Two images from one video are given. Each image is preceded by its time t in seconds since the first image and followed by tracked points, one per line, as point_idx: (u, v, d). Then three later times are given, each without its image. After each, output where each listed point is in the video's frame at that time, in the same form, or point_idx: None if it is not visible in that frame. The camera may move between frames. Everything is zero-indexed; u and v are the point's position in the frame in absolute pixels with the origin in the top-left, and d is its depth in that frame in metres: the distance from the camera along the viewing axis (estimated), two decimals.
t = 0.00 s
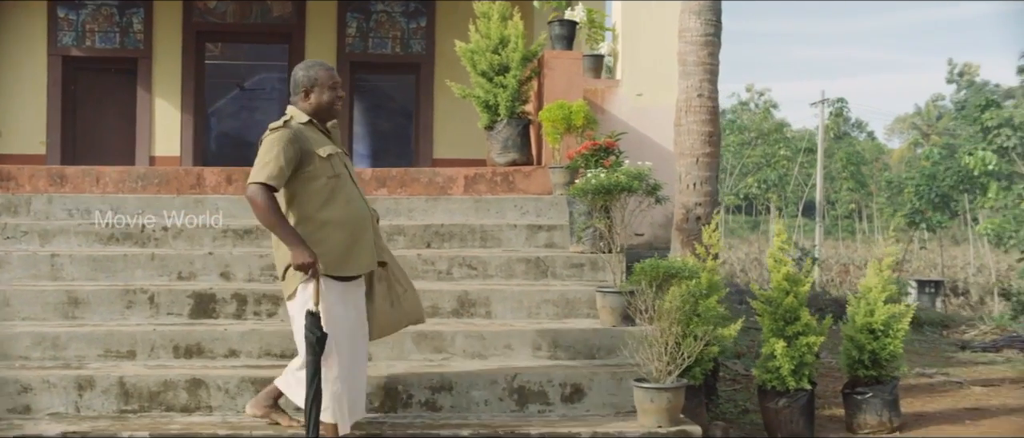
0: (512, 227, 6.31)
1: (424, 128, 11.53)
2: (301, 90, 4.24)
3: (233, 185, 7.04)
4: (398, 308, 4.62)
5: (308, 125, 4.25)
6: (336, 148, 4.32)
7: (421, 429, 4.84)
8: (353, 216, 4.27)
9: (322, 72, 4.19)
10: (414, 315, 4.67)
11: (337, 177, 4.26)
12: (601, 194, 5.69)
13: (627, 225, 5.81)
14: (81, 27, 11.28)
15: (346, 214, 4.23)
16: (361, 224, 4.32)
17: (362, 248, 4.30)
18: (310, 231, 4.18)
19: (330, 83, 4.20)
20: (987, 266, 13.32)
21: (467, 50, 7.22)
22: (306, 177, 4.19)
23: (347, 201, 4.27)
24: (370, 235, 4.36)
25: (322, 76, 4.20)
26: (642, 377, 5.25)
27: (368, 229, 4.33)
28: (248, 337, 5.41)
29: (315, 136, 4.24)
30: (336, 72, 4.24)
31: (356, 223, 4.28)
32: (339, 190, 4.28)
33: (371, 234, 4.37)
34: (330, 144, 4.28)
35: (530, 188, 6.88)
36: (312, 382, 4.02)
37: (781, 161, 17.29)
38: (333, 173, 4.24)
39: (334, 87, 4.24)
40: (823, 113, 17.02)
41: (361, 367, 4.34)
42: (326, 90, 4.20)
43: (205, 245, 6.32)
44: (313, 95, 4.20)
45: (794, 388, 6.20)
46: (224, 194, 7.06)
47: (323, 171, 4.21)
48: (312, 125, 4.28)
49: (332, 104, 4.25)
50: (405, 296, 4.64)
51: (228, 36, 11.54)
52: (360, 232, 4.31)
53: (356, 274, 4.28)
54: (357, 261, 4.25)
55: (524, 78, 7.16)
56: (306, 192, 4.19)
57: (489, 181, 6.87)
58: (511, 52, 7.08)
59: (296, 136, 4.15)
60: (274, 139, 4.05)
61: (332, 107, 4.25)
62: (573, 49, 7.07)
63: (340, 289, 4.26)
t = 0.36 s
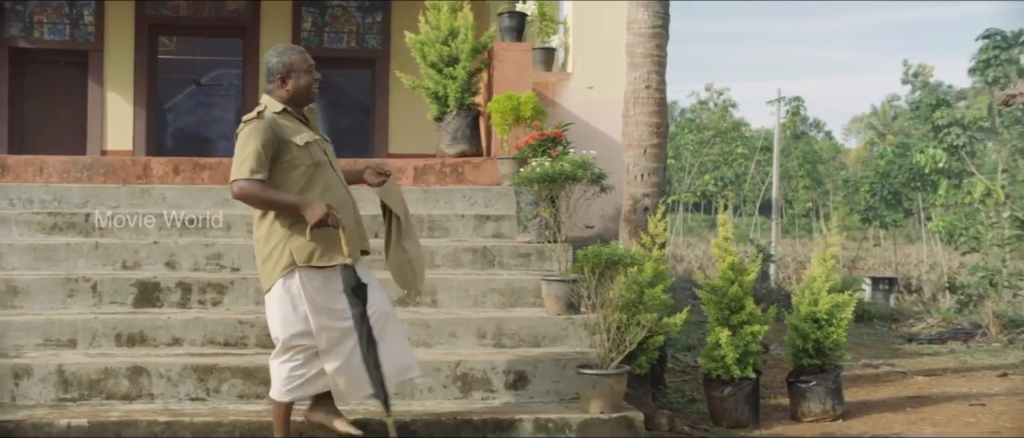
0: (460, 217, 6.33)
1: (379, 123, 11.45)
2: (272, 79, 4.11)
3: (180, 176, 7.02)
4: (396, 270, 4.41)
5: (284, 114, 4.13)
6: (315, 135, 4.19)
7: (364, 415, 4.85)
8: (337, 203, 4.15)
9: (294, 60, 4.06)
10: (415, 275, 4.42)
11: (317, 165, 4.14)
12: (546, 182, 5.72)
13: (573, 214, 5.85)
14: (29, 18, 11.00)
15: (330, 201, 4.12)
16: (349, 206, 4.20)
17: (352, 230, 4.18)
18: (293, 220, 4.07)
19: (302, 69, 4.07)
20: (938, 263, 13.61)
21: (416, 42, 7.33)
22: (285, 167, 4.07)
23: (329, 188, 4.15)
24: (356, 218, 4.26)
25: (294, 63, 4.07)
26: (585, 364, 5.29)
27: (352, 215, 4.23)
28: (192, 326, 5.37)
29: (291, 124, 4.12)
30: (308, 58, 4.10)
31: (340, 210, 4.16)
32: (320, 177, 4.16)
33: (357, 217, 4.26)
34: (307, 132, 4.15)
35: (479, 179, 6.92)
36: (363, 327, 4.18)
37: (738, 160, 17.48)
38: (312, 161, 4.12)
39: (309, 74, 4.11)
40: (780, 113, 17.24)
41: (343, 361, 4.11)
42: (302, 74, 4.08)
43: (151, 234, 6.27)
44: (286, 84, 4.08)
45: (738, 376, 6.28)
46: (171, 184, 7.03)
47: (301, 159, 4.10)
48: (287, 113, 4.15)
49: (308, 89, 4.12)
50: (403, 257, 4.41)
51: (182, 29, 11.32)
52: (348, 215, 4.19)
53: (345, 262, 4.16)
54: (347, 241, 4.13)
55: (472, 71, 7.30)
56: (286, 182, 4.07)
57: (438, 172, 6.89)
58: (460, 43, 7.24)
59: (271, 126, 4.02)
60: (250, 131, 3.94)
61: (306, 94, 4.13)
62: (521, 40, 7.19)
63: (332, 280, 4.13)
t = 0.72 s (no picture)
0: (407, 209, 6.35)
1: (332, 121, 11.18)
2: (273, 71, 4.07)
3: (124, 167, 6.97)
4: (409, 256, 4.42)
5: (281, 107, 4.09)
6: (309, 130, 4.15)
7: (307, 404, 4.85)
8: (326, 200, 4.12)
9: (298, 56, 4.03)
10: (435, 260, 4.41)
11: (310, 160, 4.11)
12: (490, 172, 5.85)
13: (516, 205, 5.89)
14: None
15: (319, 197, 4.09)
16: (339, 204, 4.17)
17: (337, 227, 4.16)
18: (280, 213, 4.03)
19: (303, 65, 4.04)
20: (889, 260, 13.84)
21: (364, 33, 7.40)
22: (277, 160, 4.03)
23: (319, 184, 4.12)
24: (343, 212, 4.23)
25: (298, 58, 4.04)
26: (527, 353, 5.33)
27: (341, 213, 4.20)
28: (133, 316, 5.33)
29: (287, 117, 4.08)
30: (313, 54, 4.08)
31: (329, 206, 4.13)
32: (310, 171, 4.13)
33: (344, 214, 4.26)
34: (302, 127, 4.11)
35: (427, 172, 6.93)
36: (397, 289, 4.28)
37: (695, 159, 17.65)
38: (305, 156, 4.09)
39: (312, 71, 4.08)
40: (736, 112, 17.44)
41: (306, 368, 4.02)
42: (303, 73, 4.05)
43: (94, 224, 6.25)
44: (286, 78, 4.05)
45: (682, 367, 6.36)
46: (116, 176, 6.98)
47: (293, 155, 4.06)
48: (284, 106, 4.11)
49: (308, 86, 4.09)
50: (419, 255, 4.39)
51: (133, 22, 10.96)
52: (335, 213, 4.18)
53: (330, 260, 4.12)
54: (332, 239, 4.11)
55: (422, 64, 7.41)
56: (277, 175, 4.03)
57: (386, 164, 6.90)
58: (409, 36, 7.32)
59: (267, 118, 3.99)
60: (246, 121, 3.91)
61: (305, 89, 4.10)
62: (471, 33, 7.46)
63: (309, 281, 4.07)
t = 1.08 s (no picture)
0: (357, 205, 6.35)
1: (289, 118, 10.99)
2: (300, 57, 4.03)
3: (72, 162, 6.91)
4: (360, 319, 4.20)
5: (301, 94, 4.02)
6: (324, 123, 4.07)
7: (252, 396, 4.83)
8: (325, 195, 4.00)
9: (331, 48, 3.99)
10: (376, 325, 4.25)
11: (317, 152, 4.02)
12: (438, 164, 6.15)
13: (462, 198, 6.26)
14: None
15: (319, 190, 3.98)
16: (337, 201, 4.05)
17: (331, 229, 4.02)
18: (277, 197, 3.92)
19: (332, 58, 4.00)
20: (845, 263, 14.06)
21: (315, 30, 7.52)
22: (284, 143, 3.94)
23: (321, 178, 4.01)
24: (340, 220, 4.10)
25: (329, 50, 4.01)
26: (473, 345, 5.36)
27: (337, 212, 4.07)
28: (77, 309, 5.29)
29: (304, 105, 4.00)
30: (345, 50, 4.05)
31: (327, 201, 4.01)
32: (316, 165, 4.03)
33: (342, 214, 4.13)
34: (317, 118, 4.03)
35: (377, 167, 6.96)
36: (289, 350, 3.55)
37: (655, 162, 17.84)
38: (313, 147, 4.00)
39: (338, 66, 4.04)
40: (695, 115, 17.67)
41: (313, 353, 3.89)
42: (330, 66, 4.01)
43: (39, 219, 6.17)
44: (312, 66, 4.00)
45: (631, 361, 6.43)
46: (63, 171, 6.92)
47: (301, 142, 3.97)
48: (304, 95, 4.03)
49: (331, 80, 4.04)
50: (360, 309, 4.22)
51: (87, 19, 10.62)
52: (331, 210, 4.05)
53: (321, 254, 3.98)
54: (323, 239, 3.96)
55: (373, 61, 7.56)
56: (280, 159, 3.93)
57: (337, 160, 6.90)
58: (360, 33, 7.47)
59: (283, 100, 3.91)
60: (263, 97, 3.83)
61: (329, 82, 4.04)
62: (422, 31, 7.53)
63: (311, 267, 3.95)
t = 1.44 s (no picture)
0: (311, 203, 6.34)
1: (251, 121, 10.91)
2: (287, 74, 3.62)
3: (23, 160, 6.84)
4: (361, 334, 3.84)
5: (291, 114, 3.61)
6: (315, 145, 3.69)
7: (201, 392, 4.82)
8: (323, 219, 3.64)
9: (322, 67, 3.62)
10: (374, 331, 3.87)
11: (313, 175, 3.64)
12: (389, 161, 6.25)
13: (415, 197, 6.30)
14: None
15: (320, 216, 3.61)
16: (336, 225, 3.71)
17: (331, 256, 3.67)
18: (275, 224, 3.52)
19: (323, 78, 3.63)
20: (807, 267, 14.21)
21: (273, 29, 7.55)
22: (279, 168, 3.53)
23: (319, 202, 3.65)
24: (338, 244, 3.74)
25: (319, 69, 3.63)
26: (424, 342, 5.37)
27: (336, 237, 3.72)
28: (24, 307, 5.23)
29: (296, 126, 3.60)
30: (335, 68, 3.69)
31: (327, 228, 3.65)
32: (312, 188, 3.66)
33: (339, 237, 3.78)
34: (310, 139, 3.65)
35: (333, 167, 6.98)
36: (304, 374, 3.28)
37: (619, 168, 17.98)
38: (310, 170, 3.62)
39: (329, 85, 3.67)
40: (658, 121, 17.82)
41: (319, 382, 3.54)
42: (321, 83, 3.64)
43: None
44: (303, 85, 3.61)
45: (584, 359, 6.48)
46: (13, 169, 6.85)
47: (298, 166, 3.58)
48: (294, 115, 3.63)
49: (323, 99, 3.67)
50: (362, 319, 3.86)
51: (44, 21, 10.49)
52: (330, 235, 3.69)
53: (324, 280, 3.63)
54: (325, 265, 3.60)
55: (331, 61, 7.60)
56: (276, 184, 3.53)
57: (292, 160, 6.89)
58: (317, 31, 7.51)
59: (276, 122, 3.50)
60: (258, 121, 3.42)
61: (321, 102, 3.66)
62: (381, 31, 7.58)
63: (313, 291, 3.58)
